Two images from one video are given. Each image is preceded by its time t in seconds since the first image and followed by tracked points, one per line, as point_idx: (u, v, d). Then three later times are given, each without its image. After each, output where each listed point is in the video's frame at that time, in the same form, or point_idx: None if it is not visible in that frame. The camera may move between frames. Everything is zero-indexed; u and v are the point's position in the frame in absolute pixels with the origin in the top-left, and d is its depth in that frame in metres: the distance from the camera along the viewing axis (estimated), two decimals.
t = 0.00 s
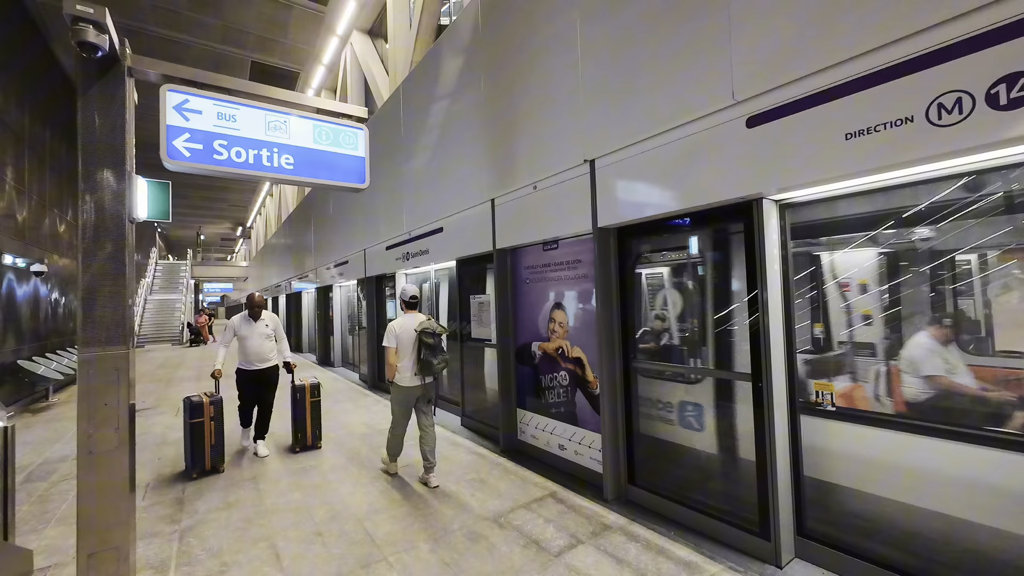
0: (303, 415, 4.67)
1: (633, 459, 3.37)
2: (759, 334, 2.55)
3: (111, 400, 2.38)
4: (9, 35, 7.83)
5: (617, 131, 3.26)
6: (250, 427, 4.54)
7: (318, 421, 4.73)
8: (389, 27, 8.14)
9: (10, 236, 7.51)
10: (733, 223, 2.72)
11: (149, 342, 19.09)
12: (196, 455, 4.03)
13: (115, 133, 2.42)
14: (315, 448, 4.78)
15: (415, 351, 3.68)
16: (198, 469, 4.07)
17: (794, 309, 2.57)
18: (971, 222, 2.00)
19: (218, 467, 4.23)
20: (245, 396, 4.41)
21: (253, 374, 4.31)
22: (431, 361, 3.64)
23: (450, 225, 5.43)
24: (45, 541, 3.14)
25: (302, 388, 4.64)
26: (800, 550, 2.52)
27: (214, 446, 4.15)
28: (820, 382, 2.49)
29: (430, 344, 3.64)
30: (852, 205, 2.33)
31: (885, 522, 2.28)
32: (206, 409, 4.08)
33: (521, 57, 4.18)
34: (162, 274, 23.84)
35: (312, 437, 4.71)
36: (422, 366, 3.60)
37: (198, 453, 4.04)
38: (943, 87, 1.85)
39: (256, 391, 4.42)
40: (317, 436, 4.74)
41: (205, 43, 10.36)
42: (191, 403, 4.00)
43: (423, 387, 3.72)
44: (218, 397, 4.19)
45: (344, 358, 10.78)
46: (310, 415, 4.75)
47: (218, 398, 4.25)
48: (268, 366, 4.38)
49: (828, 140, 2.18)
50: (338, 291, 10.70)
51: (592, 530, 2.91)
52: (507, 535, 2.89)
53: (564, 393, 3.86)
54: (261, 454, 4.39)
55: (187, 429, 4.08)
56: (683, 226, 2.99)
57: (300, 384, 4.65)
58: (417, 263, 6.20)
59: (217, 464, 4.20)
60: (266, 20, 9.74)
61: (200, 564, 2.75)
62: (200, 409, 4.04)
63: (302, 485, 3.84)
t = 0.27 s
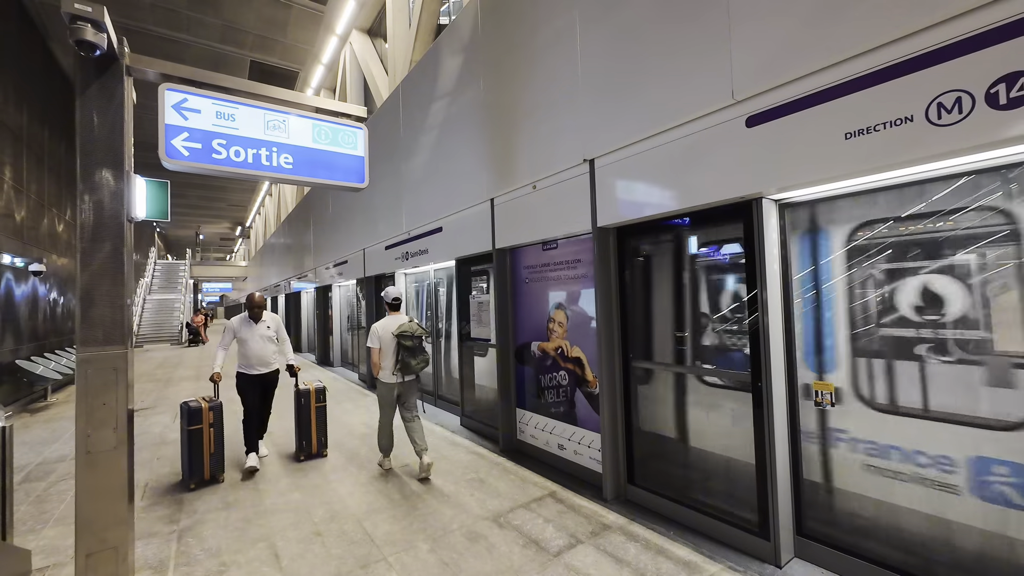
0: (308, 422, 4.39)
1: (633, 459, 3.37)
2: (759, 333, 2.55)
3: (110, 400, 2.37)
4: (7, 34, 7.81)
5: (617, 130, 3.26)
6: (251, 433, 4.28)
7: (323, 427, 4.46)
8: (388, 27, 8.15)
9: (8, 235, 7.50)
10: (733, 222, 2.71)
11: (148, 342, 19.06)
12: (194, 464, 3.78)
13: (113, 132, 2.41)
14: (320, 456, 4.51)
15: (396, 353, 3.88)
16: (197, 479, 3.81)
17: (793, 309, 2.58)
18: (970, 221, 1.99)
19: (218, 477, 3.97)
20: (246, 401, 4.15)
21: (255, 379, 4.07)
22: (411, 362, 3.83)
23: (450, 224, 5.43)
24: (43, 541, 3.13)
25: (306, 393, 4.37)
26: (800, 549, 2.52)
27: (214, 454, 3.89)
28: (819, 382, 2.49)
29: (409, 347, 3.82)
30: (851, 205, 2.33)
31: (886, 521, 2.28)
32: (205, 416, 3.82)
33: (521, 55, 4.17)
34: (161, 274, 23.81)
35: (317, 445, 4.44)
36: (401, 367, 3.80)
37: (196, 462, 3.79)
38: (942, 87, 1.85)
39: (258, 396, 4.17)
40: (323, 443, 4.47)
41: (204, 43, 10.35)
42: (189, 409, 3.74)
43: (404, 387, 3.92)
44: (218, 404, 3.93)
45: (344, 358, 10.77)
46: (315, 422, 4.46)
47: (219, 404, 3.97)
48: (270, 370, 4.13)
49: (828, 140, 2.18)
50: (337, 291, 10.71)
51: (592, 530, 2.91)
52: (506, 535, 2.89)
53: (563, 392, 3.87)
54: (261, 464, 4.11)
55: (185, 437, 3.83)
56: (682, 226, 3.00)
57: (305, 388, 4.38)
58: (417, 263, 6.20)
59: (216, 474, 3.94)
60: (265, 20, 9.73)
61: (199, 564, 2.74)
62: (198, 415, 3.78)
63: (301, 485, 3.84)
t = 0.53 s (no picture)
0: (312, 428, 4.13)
1: (633, 459, 3.37)
2: (759, 334, 2.55)
3: (109, 399, 2.37)
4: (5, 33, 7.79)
5: (617, 130, 3.26)
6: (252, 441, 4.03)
7: (328, 434, 4.20)
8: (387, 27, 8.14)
9: (6, 235, 7.48)
10: (732, 222, 2.72)
11: (146, 341, 19.04)
12: (193, 475, 3.54)
13: (112, 131, 2.40)
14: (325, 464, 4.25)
15: (383, 349, 4.08)
16: (195, 491, 3.57)
17: (792, 309, 2.58)
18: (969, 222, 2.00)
19: (219, 489, 3.71)
20: (247, 406, 3.93)
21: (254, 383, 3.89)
22: (397, 357, 4.04)
23: (449, 224, 5.43)
24: (42, 541, 3.13)
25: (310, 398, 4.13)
26: (799, 549, 2.52)
27: (215, 464, 3.64)
28: (819, 382, 2.49)
29: (396, 342, 4.01)
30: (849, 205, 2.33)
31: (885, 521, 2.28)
32: (205, 424, 3.58)
33: (521, 55, 4.16)
34: (160, 274, 23.78)
35: (322, 453, 4.18)
36: (388, 362, 3.99)
37: (195, 473, 3.55)
38: (942, 87, 1.85)
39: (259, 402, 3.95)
40: (328, 452, 4.21)
41: (202, 42, 10.34)
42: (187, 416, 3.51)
43: (390, 382, 4.11)
44: (217, 407, 3.75)
45: (343, 358, 10.76)
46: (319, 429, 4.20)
47: (219, 410, 3.71)
48: (269, 374, 3.97)
49: (827, 140, 2.18)
50: (336, 291, 10.71)
51: (591, 530, 2.91)
52: (505, 535, 2.88)
53: (562, 392, 3.87)
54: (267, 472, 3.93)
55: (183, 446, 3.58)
56: (681, 226, 3.00)
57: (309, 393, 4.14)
58: (416, 263, 6.20)
59: (216, 485, 3.70)
60: (264, 19, 9.72)
61: (198, 564, 2.74)
62: (197, 422, 3.55)
63: (300, 485, 3.84)
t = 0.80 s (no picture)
0: (318, 437, 3.85)
1: (632, 459, 3.37)
2: (757, 334, 2.55)
3: (107, 400, 2.37)
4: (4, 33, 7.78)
5: (617, 130, 3.25)
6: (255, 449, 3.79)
7: (334, 443, 3.93)
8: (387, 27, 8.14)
9: (4, 234, 7.48)
10: (731, 222, 2.72)
11: (145, 341, 19.01)
12: (193, 490, 3.26)
13: (110, 130, 2.39)
14: (332, 475, 3.98)
15: (377, 350, 4.15)
16: (196, 507, 3.30)
17: (791, 309, 2.58)
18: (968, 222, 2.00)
19: (222, 503, 3.44)
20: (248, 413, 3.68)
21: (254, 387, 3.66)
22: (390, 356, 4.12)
23: (448, 224, 5.43)
24: (41, 542, 3.12)
25: (316, 403, 3.87)
26: (797, 548, 2.53)
27: (216, 477, 3.38)
28: (818, 382, 2.49)
29: (390, 342, 4.10)
30: (849, 205, 2.34)
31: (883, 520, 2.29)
32: (206, 433, 3.32)
33: (520, 54, 4.16)
34: (159, 273, 23.75)
35: (328, 464, 3.91)
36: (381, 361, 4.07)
37: (196, 487, 3.27)
38: (940, 87, 1.85)
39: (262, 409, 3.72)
40: (335, 462, 3.93)
41: (201, 41, 10.33)
42: (187, 426, 3.25)
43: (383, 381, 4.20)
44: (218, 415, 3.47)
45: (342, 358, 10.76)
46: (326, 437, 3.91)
47: (221, 418, 3.44)
48: (271, 377, 3.74)
49: (826, 140, 2.18)
50: (335, 291, 10.71)
51: (590, 530, 2.91)
52: (504, 535, 2.88)
53: (562, 392, 3.87)
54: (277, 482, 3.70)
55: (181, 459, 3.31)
56: (680, 226, 3.00)
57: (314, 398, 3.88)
58: (415, 263, 6.20)
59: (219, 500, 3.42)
60: (263, 19, 9.71)
61: (197, 565, 2.74)
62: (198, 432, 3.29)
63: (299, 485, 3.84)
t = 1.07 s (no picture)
0: (325, 446, 3.60)
1: (631, 459, 3.37)
2: (756, 334, 2.55)
3: (106, 400, 2.37)
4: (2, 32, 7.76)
5: (616, 131, 3.25)
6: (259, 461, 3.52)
7: (343, 453, 3.68)
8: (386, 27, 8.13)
9: (2, 234, 7.47)
10: (730, 222, 2.72)
11: (144, 341, 18.98)
12: (195, 505, 3.00)
13: (109, 130, 2.39)
14: (340, 488, 3.72)
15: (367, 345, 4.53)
16: (197, 524, 3.03)
17: (790, 309, 2.59)
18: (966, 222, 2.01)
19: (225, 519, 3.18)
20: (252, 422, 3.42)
21: (259, 395, 3.44)
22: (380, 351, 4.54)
23: (448, 224, 5.42)
24: (39, 542, 3.12)
25: (323, 411, 3.62)
26: (796, 548, 2.53)
27: (220, 490, 3.11)
28: (816, 382, 2.49)
29: (381, 338, 4.52)
30: (847, 205, 2.34)
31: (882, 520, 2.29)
32: (209, 443, 3.08)
33: (520, 54, 4.16)
34: (158, 274, 23.73)
35: (336, 475, 3.65)
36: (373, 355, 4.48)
37: (198, 503, 3.01)
38: (939, 88, 1.86)
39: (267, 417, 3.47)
40: (343, 473, 3.67)
41: (200, 41, 10.32)
42: (188, 436, 2.99)
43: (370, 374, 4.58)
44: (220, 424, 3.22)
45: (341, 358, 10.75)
46: (332, 448, 3.65)
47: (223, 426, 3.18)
48: (277, 385, 3.49)
49: (825, 141, 2.19)
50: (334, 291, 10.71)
51: (589, 530, 2.91)
52: (503, 535, 2.88)
53: (561, 392, 3.87)
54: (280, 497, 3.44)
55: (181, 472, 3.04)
56: (679, 226, 3.00)
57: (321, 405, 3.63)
58: (414, 263, 6.21)
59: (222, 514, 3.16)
60: (262, 19, 9.70)
61: (196, 565, 2.73)
62: (200, 442, 3.04)
63: (298, 485, 3.83)
